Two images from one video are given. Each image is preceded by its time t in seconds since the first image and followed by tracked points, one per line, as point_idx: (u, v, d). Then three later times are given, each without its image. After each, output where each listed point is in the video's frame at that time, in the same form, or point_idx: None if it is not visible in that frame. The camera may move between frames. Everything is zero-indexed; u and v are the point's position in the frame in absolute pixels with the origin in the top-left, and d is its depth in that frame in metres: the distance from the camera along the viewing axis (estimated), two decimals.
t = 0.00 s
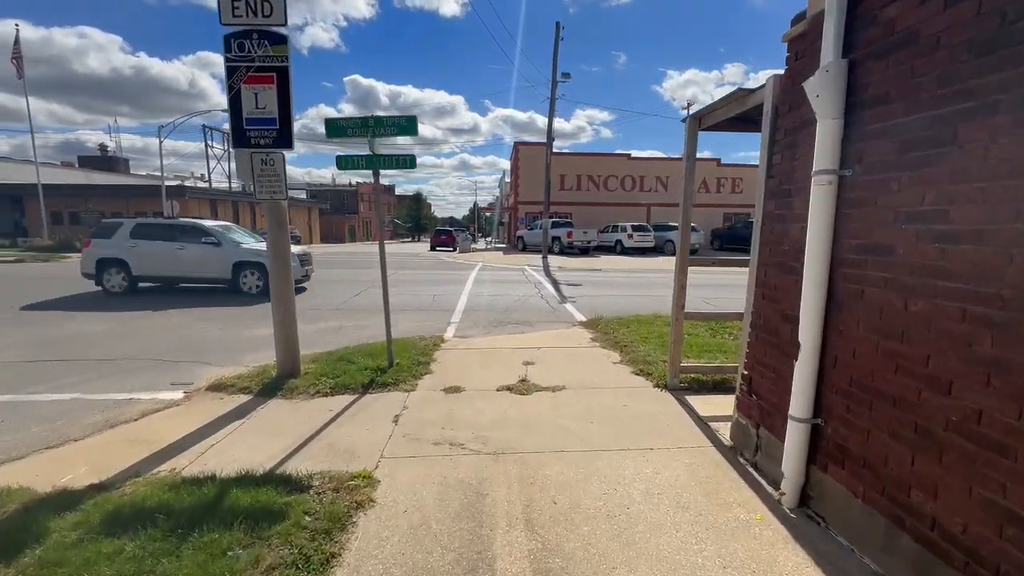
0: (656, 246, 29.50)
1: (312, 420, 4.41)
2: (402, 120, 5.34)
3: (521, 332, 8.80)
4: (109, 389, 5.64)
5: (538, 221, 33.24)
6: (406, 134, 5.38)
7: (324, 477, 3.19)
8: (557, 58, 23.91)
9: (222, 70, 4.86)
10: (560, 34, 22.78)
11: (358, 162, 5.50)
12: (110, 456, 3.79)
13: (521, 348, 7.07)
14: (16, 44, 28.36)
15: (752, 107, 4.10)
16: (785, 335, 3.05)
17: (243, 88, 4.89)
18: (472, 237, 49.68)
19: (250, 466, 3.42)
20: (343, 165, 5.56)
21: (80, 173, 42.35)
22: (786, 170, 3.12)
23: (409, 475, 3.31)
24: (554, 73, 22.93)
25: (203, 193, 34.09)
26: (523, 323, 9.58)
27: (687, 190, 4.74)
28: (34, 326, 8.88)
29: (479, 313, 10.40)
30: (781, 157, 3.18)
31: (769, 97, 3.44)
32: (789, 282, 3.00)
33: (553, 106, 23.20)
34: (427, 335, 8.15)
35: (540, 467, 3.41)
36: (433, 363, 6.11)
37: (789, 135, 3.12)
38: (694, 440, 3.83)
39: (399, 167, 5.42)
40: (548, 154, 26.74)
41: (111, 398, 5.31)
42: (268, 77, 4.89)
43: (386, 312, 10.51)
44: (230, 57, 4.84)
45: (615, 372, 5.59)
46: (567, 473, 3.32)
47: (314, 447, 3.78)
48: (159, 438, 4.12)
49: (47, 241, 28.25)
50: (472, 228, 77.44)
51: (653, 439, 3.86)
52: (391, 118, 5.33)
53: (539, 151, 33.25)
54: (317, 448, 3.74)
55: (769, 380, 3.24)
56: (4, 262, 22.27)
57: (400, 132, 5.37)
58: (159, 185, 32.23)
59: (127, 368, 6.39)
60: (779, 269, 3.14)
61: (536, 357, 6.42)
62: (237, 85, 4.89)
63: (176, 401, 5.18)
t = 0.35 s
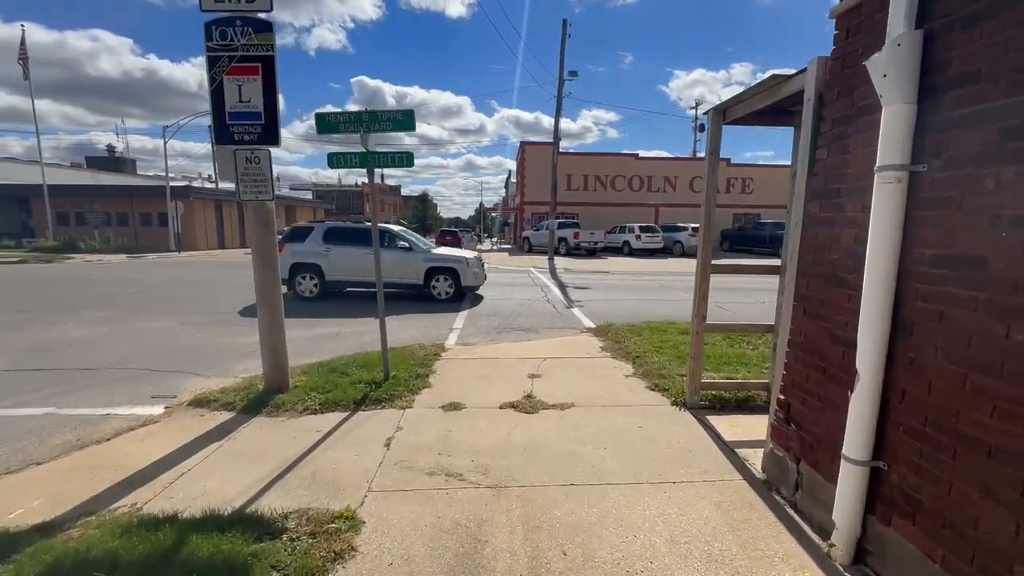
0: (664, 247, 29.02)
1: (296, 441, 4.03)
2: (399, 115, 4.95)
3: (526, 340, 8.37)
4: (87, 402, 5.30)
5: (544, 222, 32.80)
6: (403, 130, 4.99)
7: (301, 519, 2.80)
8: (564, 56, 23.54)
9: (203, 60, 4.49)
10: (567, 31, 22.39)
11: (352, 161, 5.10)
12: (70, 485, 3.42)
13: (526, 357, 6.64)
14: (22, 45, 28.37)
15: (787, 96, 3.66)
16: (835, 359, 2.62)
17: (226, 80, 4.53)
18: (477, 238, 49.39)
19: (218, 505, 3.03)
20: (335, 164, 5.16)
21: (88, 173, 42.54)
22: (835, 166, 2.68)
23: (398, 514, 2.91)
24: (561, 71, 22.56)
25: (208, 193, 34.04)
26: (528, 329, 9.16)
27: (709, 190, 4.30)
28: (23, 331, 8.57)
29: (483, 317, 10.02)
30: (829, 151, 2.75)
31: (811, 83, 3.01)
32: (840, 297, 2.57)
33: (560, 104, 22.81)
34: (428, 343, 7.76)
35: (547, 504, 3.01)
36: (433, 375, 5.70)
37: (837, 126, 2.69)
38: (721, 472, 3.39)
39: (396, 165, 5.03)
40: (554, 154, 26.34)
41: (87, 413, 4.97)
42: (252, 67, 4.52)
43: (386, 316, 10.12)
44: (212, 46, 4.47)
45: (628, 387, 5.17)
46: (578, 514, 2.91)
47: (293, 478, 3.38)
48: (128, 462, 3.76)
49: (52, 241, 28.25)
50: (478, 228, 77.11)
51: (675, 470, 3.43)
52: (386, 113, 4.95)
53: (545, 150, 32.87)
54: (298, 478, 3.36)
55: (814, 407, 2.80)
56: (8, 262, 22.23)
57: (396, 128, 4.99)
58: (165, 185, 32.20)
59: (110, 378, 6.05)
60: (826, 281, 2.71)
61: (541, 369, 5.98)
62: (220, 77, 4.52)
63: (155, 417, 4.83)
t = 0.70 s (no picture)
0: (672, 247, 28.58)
1: (284, 459, 3.64)
2: (399, 101, 4.56)
3: (535, 343, 7.97)
4: (64, 411, 4.92)
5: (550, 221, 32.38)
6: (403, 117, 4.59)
7: (280, 561, 2.39)
8: (572, 52, 23.17)
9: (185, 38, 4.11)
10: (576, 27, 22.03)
11: (347, 151, 4.67)
12: (24, 511, 3.03)
13: (536, 363, 6.23)
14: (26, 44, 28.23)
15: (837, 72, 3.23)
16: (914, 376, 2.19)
17: (210, 61, 4.14)
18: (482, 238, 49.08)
19: (188, 540, 2.63)
20: (329, 154, 4.72)
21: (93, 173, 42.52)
22: (914, 147, 2.25)
23: (395, 552, 2.51)
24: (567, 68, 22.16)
25: (212, 193, 33.89)
26: (537, 331, 8.75)
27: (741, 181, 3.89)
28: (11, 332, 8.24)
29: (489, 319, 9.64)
30: (906, 128, 2.31)
31: (876, 50, 2.57)
32: (924, 302, 2.14)
33: (568, 101, 22.40)
34: (431, 346, 7.38)
35: (567, 541, 2.60)
36: (435, 383, 5.30)
37: (916, 97, 2.26)
38: (762, 500, 2.97)
39: (396, 156, 4.63)
40: (561, 153, 25.93)
41: (62, 423, 4.59)
42: (239, 47, 4.13)
43: (388, 317, 9.75)
44: (195, 24, 4.09)
45: (648, 398, 4.76)
46: (603, 554, 2.50)
47: (276, 503, 3.00)
48: (95, 483, 3.37)
49: (55, 241, 28.09)
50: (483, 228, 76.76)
51: (709, 497, 3.00)
52: (386, 98, 4.56)
53: (551, 149, 32.48)
54: (282, 506, 2.96)
55: (881, 431, 2.38)
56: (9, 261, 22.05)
57: (396, 115, 4.59)
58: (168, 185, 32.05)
59: (93, 384, 5.68)
60: (901, 283, 2.28)
61: (553, 377, 5.57)
62: (203, 58, 4.13)
63: (135, 428, 4.44)
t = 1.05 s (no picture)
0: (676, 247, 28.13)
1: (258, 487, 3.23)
2: (389, 88, 4.16)
3: (537, 350, 7.55)
4: (25, 426, 4.52)
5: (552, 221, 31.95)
6: (393, 107, 4.20)
7: None
8: (573, 50, 22.78)
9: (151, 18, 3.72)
10: (577, 23, 21.64)
11: (331, 143, 4.26)
12: None
13: (538, 373, 5.81)
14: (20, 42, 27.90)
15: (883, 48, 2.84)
16: (1008, 408, 1.79)
17: (178, 43, 3.75)
18: (482, 238, 48.67)
19: None
20: (312, 147, 4.31)
21: (90, 173, 42.21)
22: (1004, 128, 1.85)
23: None
24: (568, 66, 21.76)
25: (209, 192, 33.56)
26: (538, 337, 8.33)
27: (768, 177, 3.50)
28: None
29: (489, 324, 9.22)
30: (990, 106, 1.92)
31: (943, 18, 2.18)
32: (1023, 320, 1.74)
33: (569, 100, 21.99)
34: (427, 353, 6.97)
35: None
36: (429, 396, 4.88)
37: (1004, 69, 1.86)
38: (803, 544, 2.56)
39: (386, 149, 4.24)
40: (562, 152, 25.50)
41: (20, 441, 4.19)
42: (211, 28, 3.75)
43: (383, 321, 9.35)
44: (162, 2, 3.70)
45: (662, 416, 4.34)
46: None
47: (241, 545, 2.60)
48: (37, 516, 2.96)
49: (50, 241, 27.71)
50: (483, 229, 76.38)
51: (741, 540, 2.60)
52: (374, 86, 4.16)
53: (552, 148, 32.05)
54: (247, 551, 2.55)
55: (957, 471, 1.98)
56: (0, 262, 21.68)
57: (385, 104, 4.19)
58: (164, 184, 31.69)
59: (62, 396, 5.28)
60: (987, 294, 1.88)
61: (557, 389, 5.16)
62: (171, 40, 3.74)
63: (98, 448, 4.03)
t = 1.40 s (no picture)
0: (674, 247, 27.78)
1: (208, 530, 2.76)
2: (369, 70, 3.70)
3: (534, 357, 7.09)
4: None
5: (548, 221, 31.51)
6: (373, 90, 3.74)
7: None
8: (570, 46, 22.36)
9: None
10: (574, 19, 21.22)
11: (302, 132, 3.78)
12: None
13: (535, 384, 5.34)
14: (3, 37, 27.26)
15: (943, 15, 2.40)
16: None
17: (122, 14, 3.26)
18: (478, 238, 48.23)
19: None
20: (280, 135, 3.81)
21: (78, 172, 41.50)
22: None
23: None
24: (566, 62, 21.34)
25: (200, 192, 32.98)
26: (535, 343, 7.88)
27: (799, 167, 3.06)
28: None
29: (483, 328, 8.77)
30: None
31: None
32: None
33: (566, 97, 21.56)
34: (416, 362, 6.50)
35: None
36: (415, 414, 4.42)
37: None
38: None
39: (364, 139, 3.78)
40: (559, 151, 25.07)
41: None
42: None
43: (372, 326, 8.86)
44: None
45: (674, 437, 3.90)
46: None
47: None
48: None
49: (34, 241, 27.06)
50: (479, 229, 76.00)
51: None
52: (352, 66, 3.69)
53: (548, 147, 31.65)
54: None
55: None
56: None
57: (364, 87, 3.73)
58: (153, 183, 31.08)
59: (10, 412, 4.79)
60: None
61: (556, 404, 4.70)
62: (114, 11, 3.26)
63: (35, 477, 3.55)
